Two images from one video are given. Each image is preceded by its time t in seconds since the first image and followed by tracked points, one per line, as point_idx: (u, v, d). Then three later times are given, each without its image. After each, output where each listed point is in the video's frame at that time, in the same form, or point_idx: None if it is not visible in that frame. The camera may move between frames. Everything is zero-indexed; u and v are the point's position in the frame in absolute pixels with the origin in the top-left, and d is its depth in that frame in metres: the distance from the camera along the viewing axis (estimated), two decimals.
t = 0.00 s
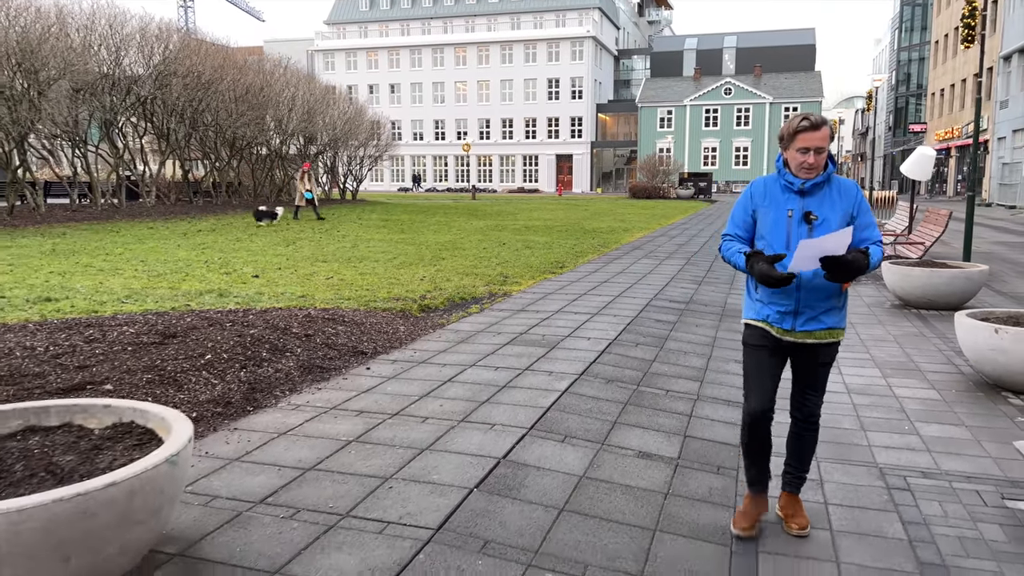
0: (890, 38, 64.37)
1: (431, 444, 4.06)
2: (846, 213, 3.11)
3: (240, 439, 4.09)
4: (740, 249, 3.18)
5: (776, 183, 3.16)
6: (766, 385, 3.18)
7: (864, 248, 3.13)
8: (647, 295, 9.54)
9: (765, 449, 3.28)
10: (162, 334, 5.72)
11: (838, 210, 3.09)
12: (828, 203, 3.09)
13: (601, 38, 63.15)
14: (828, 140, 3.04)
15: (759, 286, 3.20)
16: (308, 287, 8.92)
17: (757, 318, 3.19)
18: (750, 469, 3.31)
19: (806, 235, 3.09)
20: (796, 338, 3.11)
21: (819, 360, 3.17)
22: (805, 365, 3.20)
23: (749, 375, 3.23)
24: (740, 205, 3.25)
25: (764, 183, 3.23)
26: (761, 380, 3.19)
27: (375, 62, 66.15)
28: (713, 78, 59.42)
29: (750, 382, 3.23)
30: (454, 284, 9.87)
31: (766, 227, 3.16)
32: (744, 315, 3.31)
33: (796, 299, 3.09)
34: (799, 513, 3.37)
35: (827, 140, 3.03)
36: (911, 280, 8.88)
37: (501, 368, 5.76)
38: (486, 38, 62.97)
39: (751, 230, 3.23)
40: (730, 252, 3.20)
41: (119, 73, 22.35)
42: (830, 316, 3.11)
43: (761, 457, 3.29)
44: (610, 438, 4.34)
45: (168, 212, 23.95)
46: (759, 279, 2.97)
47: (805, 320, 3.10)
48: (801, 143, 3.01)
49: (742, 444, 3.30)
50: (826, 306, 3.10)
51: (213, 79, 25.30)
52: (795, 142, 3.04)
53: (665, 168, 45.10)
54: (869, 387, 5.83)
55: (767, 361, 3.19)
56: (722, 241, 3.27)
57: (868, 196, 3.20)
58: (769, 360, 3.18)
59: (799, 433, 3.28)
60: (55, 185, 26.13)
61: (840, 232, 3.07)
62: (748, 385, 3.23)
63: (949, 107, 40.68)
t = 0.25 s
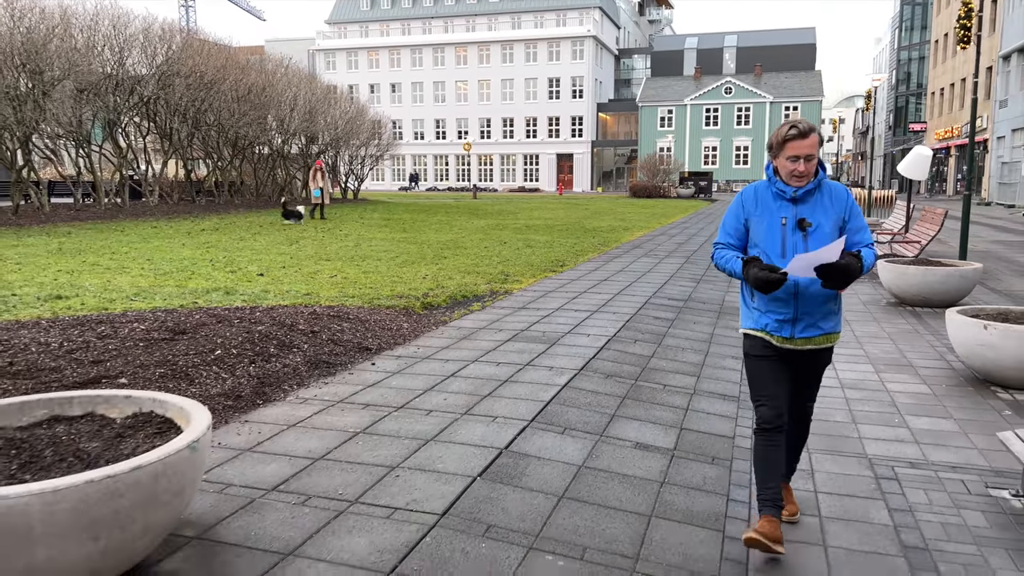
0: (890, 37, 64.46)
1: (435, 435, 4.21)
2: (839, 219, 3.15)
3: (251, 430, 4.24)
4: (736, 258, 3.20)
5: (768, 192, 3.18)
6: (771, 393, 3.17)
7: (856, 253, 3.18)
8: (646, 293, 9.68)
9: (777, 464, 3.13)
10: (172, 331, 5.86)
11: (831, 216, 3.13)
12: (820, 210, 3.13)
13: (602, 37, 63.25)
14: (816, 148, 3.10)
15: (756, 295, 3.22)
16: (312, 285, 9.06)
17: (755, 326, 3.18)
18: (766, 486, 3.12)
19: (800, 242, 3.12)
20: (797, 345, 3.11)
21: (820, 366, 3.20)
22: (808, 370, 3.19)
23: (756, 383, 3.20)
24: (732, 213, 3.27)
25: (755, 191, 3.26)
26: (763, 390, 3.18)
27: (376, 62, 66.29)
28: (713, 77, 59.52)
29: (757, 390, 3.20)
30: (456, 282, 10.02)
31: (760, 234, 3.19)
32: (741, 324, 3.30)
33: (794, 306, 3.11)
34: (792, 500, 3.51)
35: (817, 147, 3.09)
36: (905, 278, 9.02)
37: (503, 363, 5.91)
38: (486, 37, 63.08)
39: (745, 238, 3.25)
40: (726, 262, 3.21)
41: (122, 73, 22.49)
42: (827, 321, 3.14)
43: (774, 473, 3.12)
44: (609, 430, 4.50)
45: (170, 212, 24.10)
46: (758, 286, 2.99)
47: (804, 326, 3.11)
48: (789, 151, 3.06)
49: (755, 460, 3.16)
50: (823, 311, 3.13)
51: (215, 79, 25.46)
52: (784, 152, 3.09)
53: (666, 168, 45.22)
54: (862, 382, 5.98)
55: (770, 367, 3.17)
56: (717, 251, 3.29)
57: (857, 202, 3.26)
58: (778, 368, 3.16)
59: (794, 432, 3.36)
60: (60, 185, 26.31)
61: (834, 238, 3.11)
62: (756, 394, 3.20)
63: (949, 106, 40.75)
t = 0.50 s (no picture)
0: (891, 37, 64.60)
1: (440, 427, 4.36)
2: (827, 218, 3.10)
3: (263, 422, 4.39)
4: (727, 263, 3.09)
5: (754, 197, 3.10)
6: (762, 399, 3.06)
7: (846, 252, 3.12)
8: (646, 291, 9.84)
9: (770, 469, 3.08)
10: (183, 326, 6.01)
11: (820, 216, 3.07)
12: (810, 211, 3.05)
13: (603, 37, 63.37)
14: (798, 146, 3.04)
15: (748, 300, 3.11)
16: (318, 283, 9.22)
17: (749, 332, 3.09)
18: (760, 492, 3.10)
19: (792, 245, 3.03)
20: (791, 349, 3.04)
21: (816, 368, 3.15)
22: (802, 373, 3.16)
23: (748, 389, 3.09)
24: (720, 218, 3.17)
25: (741, 194, 3.17)
26: (756, 396, 3.07)
27: (378, 62, 66.40)
28: (714, 77, 59.63)
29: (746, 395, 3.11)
30: (459, 280, 10.17)
31: (750, 238, 3.09)
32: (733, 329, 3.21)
33: (789, 310, 3.03)
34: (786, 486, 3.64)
35: (798, 145, 3.04)
36: (901, 276, 9.15)
37: (506, 358, 6.06)
38: (488, 37, 63.25)
39: (733, 244, 3.15)
40: (717, 268, 3.09)
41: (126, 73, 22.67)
42: (820, 324, 3.08)
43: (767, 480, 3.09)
44: (609, 422, 4.65)
45: (174, 211, 24.27)
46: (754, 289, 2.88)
47: (799, 330, 3.05)
48: (771, 150, 3.00)
49: (746, 467, 3.10)
50: (817, 314, 3.07)
51: (219, 80, 25.66)
52: (767, 150, 3.02)
53: (666, 167, 45.35)
54: (854, 376, 6.14)
55: (762, 372, 3.07)
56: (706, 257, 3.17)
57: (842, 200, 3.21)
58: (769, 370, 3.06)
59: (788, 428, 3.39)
60: (64, 185, 26.47)
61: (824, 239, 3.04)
62: (749, 399, 3.09)
63: (949, 106, 40.80)
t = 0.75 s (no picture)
0: (892, 36, 64.61)
1: (447, 420, 4.48)
2: (824, 213, 3.08)
3: (276, 415, 4.52)
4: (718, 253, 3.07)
5: (750, 188, 3.10)
6: (760, 398, 3.11)
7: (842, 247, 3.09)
8: (647, 289, 9.95)
9: (768, 465, 3.19)
10: (194, 324, 6.13)
11: (815, 210, 3.05)
12: (804, 205, 3.05)
13: (604, 37, 63.44)
14: (792, 139, 3.05)
15: (743, 294, 3.10)
16: (323, 281, 9.34)
17: (742, 329, 3.07)
18: (759, 483, 3.21)
19: (786, 239, 3.02)
20: (785, 345, 3.01)
21: (813, 362, 3.06)
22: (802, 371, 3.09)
23: (746, 389, 3.13)
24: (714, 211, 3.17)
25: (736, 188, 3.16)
26: (756, 396, 3.11)
27: (380, 61, 66.46)
28: (715, 76, 59.69)
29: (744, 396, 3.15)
30: (462, 279, 10.30)
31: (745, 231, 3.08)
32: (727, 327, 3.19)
33: (783, 304, 3.00)
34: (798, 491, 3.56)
35: (792, 139, 3.04)
36: (899, 275, 9.27)
37: (510, 355, 6.19)
38: (489, 37, 63.34)
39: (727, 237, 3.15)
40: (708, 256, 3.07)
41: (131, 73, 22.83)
42: (817, 318, 3.03)
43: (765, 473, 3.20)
44: (611, 415, 4.78)
45: (179, 211, 24.43)
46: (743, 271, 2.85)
47: (793, 325, 3.01)
48: (763, 143, 3.01)
49: (745, 460, 3.20)
50: (812, 308, 3.02)
51: (223, 80, 25.81)
52: (759, 143, 3.03)
53: (668, 166, 45.43)
54: (852, 372, 6.26)
55: (760, 372, 3.08)
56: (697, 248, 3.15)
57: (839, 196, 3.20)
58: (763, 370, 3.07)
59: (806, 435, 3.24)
60: (69, 184, 26.60)
61: (820, 233, 3.03)
62: (747, 399, 3.14)
63: (950, 106, 40.89)
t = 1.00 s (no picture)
0: (894, 35, 64.65)
1: (458, 414, 4.60)
2: (829, 214, 3.05)
3: (290, 409, 4.64)
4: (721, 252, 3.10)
5: (753, 189, 3.11)
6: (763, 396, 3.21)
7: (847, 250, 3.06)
8: (650, 287, 10.07)
9: (772, 457, 3.32)
10: (207, 320, 6.25)
11: (819, 212, 3.04)
12: (807, 207, 3.04)
13: (606, 36, 63.52)
14: (797, 139, 3.04)
15: (744, 294, 3.13)
16: (330, 280, 9.46)
17: (744, 330, 3.11)
18: (762, 474, 3.34)
19: (788, 241, 3.03)
20: (786, 347, 3.02)
21: (814, 364, 3.05)
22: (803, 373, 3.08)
23: (750, 389, 3.22)
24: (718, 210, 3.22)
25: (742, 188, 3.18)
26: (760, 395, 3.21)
27: (382, 60, 66.57)
28: (717, 75, 59.76)
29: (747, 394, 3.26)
30: (467, 277, 10.42)
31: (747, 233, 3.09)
32: (731, 328, 3.23)
33: (782, 306, 3.01)
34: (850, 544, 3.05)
35: (796, 139, 3.04)
36: (900, 273, 9.37)
37: (517, 351, 6.31)
38: (491, 36, 63.45)
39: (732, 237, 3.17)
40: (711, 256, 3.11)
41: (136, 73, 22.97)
42: (819, 320, 3.02)
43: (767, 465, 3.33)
44: (617, 409, 4.89)
45: (183, 210, 24.59)
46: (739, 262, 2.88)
47: (794, 327, 3.01)
48: (765, 145, 3.01)
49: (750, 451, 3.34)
50: (815, 310, 3.01)
51: (228, 79, 25.95)
52: (763, 143, 3.04)
53: (670, 166, 45.51)
54: (853, 368, 6.37)
55: (761, 373, 3.17)
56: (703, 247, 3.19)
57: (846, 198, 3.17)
58: (765, 371, 3.14)
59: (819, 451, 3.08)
60: (74, 183, 26.79)
61: (822, 236, 3.02)
62: (752, 398, 3.24)
63: (951, 105, 40.94)
